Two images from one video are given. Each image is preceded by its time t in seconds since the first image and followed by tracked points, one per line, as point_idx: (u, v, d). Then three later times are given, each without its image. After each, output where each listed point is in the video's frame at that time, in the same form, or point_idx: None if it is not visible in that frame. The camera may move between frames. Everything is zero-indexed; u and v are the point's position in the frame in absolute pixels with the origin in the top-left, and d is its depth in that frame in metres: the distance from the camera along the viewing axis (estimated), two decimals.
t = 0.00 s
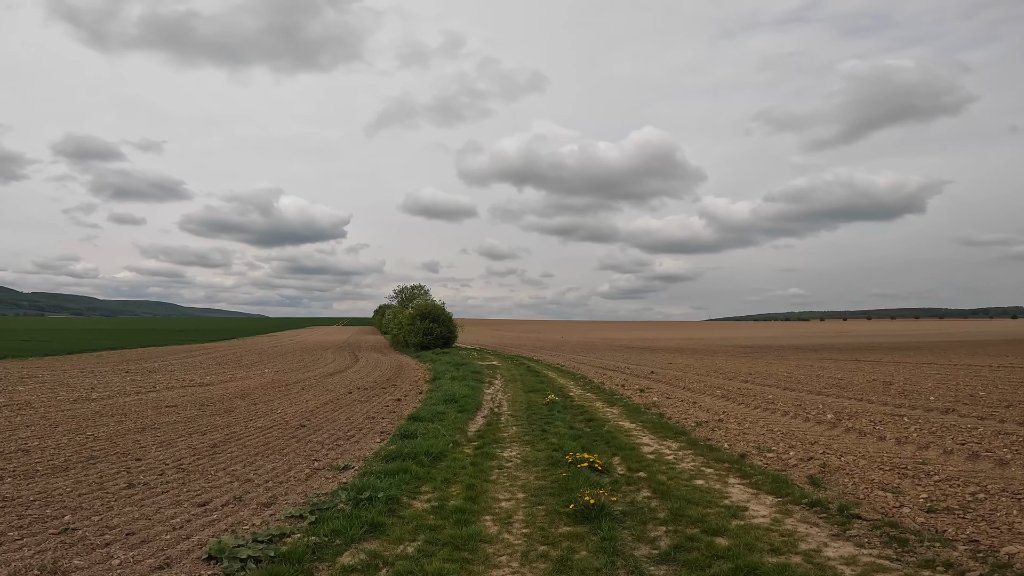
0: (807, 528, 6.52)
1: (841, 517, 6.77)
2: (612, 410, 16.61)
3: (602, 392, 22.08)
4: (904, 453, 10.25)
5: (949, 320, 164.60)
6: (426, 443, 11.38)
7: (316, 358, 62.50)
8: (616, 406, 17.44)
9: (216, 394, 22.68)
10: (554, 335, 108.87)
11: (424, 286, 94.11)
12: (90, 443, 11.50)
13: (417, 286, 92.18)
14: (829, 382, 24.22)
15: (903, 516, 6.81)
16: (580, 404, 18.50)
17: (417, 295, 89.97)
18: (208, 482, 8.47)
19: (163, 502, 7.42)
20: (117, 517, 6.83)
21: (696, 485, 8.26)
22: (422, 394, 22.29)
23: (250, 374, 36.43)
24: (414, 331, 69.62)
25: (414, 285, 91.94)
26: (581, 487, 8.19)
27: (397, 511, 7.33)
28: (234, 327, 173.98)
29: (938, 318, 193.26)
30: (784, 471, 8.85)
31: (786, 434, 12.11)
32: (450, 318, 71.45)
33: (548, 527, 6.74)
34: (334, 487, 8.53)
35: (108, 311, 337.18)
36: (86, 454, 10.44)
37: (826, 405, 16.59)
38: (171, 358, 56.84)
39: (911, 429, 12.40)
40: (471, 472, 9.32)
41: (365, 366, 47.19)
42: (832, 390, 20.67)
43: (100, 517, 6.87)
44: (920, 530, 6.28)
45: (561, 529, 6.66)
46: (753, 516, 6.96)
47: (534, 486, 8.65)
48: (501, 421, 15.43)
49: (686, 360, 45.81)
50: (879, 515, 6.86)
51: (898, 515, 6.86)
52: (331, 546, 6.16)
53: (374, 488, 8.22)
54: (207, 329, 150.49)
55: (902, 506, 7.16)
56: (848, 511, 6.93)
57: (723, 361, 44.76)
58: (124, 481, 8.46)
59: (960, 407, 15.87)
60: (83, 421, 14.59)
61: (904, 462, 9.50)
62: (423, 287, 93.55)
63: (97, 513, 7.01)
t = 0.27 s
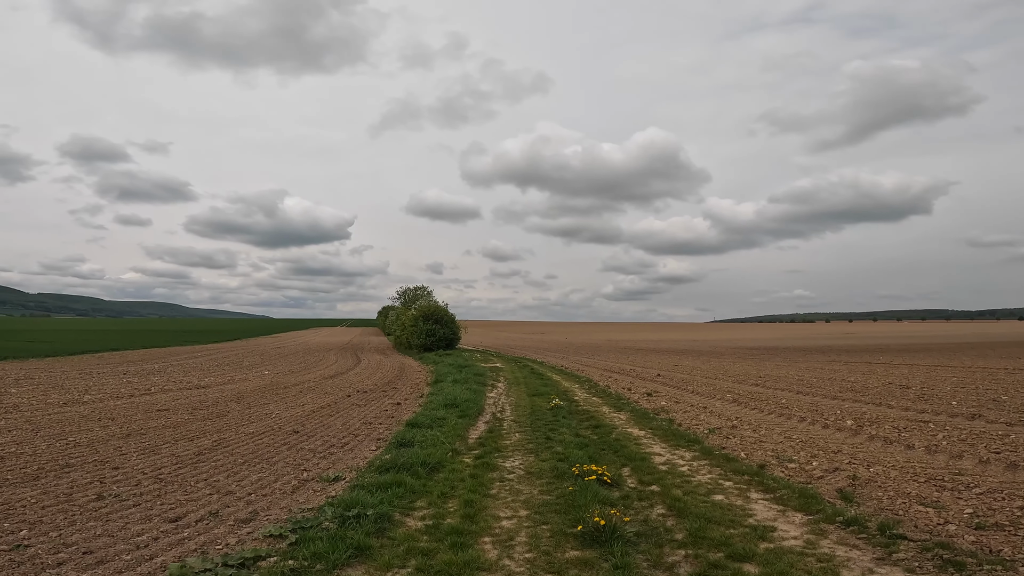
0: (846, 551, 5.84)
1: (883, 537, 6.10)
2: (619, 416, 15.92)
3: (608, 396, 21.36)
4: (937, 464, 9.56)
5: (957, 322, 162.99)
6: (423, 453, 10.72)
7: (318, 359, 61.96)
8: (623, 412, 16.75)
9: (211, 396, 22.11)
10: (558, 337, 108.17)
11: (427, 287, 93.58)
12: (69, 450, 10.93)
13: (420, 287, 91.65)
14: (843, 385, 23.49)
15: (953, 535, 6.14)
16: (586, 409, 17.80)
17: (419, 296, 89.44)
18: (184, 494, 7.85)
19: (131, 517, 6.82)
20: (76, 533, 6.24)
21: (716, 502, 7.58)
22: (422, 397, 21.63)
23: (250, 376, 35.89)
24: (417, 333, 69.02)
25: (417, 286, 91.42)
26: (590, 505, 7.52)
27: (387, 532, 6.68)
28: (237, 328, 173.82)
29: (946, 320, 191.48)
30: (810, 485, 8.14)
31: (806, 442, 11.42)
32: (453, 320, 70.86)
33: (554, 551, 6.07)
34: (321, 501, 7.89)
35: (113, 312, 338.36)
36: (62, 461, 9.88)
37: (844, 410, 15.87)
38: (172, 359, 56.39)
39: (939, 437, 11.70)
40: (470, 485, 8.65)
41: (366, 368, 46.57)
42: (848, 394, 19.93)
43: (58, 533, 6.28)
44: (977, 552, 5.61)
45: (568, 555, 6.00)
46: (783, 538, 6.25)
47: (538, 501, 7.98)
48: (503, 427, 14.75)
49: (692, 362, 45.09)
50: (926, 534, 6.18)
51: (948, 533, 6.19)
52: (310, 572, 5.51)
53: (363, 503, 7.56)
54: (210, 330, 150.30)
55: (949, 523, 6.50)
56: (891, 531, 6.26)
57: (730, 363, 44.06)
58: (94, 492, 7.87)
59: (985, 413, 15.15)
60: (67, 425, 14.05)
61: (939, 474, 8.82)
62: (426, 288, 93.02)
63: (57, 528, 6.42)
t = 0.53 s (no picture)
0: (893, 571, 5.20)
1: (933, 555, 5.46)
2: (626, 420, 15.28)
3: (614, 398, 20.72)
4: (972, 471, 8.93)
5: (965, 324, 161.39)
6: (419, 459, 10.08)
7: (320, 360, 61.46)
8: (630, 415, 16.10)
9: (206, 397, 21.57)
10: (561, 338, 107.44)
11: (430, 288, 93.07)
12: (46, 454, 10.40)
13: (423, 287, 91.14)
14: (856, 387, 22.79)
15: (1010, 551, 5.53)
16: (591, 412, 17.15)
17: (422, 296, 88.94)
18: (157, 504, 7.27)
19: (94, 532, 6.25)
20: (29, 550, 5.68)
21: (737, 515, 6.92)
22: (422, 399, 21.03)
23: (250, 376, 35.45)
24: (420, 334, 68.40)
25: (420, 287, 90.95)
26: (599, 519, 6.88)
27: (374, 550, 6.06)
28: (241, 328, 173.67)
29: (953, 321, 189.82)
30: (840, 495, 7.49)
31: (827, 448, 10.77)
32: (456, 320, 70.28)
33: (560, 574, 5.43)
34: (305, 513, 7.27)
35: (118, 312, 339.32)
36: (35, 467, 9.34)
37: (863, 413, 15.17)
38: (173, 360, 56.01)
39: (968, 441, 11.05)
40: (467, 496, 8.03)
41: (368, 370, 46.01)
42: (862, 396, 19.27)
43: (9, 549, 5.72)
44: None
45: None
46: (818, 557, 5.60)
47: (542, 514, 7.35)
48: (505, 431, 14.11)
49: (699, 364, 44.38)
50: (981, 551, 5.56)
51: (1004, 549, 5.57)
52: None
53: (350, 517, 6.94)
54: (213, 331, 150.15)
55: (1002, 536, 5.90)
56: (940, 547, 5.62)
57: (737, 364, 43.33)
58: (60, 502, 7.32)
59: (1012, 416, 14.44)
60: (51, 428, 13.53)
61: (977, 481, 8.21)
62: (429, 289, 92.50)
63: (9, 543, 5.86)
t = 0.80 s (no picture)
0: None
1: None
2: (633, 424, 14.61)
3: (618, 401, 20.03)
4: (1012, 478, 8.32)
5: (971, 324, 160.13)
6: (414, 468, 9.43)
7: (321, 360, 60.92)
8: (636, 419, 15.43)
9: (199, 399, 20.94)
10: (564, 338, 106.81)
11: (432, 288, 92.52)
12: (16, 461, 9.82)
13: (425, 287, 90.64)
14: (868, 389, 22.15)
15: None
16: (596, 415, 16.48)
17: (424, 296, 88.39)
18: (121, 520, 6.68)
19: (43, 552, 5.66)
20: None
21: (762, 534, 6.24)
22: (421, 402, 20.39)
23: (248, 377, 34.91)
24: (421, 334, 67.75)
25: (422, 286, 90.45)
26: (609, 538, 6.22)
27: (359, 574, 5.43)
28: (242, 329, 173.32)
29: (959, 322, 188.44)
30: (873, 509, 6.83)
31: (849, 455, 10.13)
32: (458, 320, 69.69)
33: None
34: (283, 529, 6.62)
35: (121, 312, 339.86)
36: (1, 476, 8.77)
37: (881, 417, 14.49)
38: (172, 360, 55.51)
39: (1001, 447, 10.42)
40: (463, 511, 7.38)
41: (368, 371, 45.40)
42: (877, 399, 18.61)
43: None
44: None
45: None
46: None
47: (546, 531, 6.71)
48: (506, 436, 13.44)
49: (703, 364, 43.68)
50: None
51: None
52: None
53: (332, 534, 6.30)
54: (215, 331, 149.81)
55: None
56: (1001, 566, 5.01)
57: (742, 365, 42.67)
58: (16, 516, 6.75)
59: None
60: (30, 432, 12.97)
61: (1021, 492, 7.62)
62: (431, 289, 91.97)
63: None
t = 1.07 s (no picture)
0: None
1: None
2: (641, 427, 13.98)
3: (624, 402, 19.39)
4: None
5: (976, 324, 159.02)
6: (410, 476, 8.83)
7: (321, 360, 60.39)
8: (644, 422, 14.79)
9: (192, 400, 20.35)
10: (566, 338, 106.19)
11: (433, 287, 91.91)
12: None
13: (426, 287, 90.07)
14: (882, 390, 21.52)
15: None
16: (602, 418, 15.85)
17: (425, 296, 87.82)
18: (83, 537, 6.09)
19: None
20: None
21: (795, 550, 5.64)
22: (420, 403, 19.77)
23: (246, 377, 34.36)
24: (423, 334, 67.14)
25: (423, 286, 89.91)
26: (623, 556, 5.61)
27: None
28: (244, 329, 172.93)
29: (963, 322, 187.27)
30: (917, 521, 6.30)
31: (876, 461, 9.53)
32: (459, 320, 69.09)
33: None
34: (261, 546, 6.02)
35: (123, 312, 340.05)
36: None
37: (901, 420, 13.93)
38: (170, 360, 54.95)
39: None
40: (462, 525, 6.79)
41: (368, 371, 44.81)
42: (893, 400, 17.96)
43: None
44: None
45: None
46: None
47: (552, 547, 6.11)
48: (508, 440, 12.83)
49: (708, 365, 43.11)
50: None
51: None
52: None
53: (315, 552, 5.69)
54: (216, 331, 149.45)
55: None
56: None
57: (747, 365, 41.99)
58: None
59: None
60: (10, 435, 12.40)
61: None
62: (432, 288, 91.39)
63: None
